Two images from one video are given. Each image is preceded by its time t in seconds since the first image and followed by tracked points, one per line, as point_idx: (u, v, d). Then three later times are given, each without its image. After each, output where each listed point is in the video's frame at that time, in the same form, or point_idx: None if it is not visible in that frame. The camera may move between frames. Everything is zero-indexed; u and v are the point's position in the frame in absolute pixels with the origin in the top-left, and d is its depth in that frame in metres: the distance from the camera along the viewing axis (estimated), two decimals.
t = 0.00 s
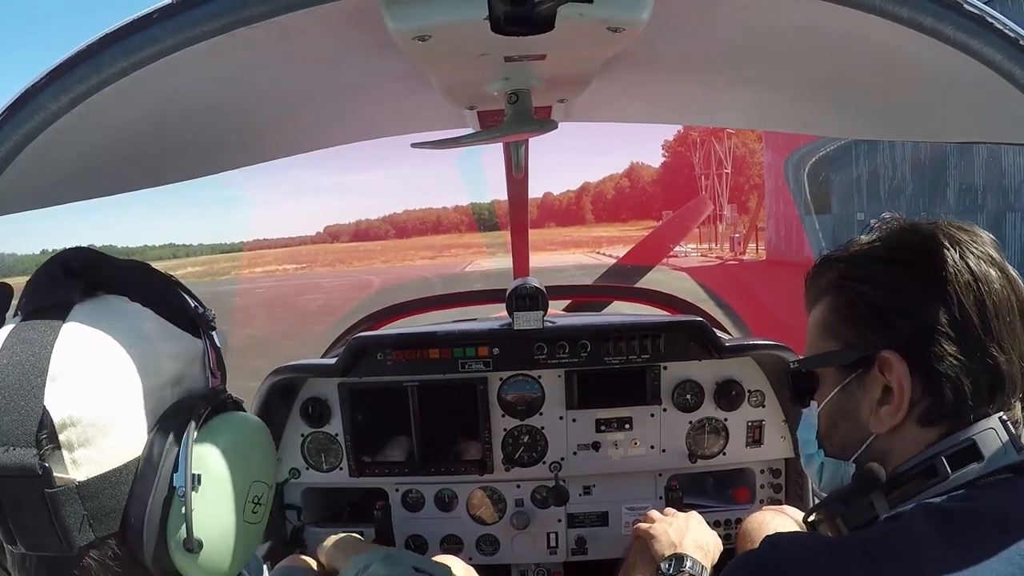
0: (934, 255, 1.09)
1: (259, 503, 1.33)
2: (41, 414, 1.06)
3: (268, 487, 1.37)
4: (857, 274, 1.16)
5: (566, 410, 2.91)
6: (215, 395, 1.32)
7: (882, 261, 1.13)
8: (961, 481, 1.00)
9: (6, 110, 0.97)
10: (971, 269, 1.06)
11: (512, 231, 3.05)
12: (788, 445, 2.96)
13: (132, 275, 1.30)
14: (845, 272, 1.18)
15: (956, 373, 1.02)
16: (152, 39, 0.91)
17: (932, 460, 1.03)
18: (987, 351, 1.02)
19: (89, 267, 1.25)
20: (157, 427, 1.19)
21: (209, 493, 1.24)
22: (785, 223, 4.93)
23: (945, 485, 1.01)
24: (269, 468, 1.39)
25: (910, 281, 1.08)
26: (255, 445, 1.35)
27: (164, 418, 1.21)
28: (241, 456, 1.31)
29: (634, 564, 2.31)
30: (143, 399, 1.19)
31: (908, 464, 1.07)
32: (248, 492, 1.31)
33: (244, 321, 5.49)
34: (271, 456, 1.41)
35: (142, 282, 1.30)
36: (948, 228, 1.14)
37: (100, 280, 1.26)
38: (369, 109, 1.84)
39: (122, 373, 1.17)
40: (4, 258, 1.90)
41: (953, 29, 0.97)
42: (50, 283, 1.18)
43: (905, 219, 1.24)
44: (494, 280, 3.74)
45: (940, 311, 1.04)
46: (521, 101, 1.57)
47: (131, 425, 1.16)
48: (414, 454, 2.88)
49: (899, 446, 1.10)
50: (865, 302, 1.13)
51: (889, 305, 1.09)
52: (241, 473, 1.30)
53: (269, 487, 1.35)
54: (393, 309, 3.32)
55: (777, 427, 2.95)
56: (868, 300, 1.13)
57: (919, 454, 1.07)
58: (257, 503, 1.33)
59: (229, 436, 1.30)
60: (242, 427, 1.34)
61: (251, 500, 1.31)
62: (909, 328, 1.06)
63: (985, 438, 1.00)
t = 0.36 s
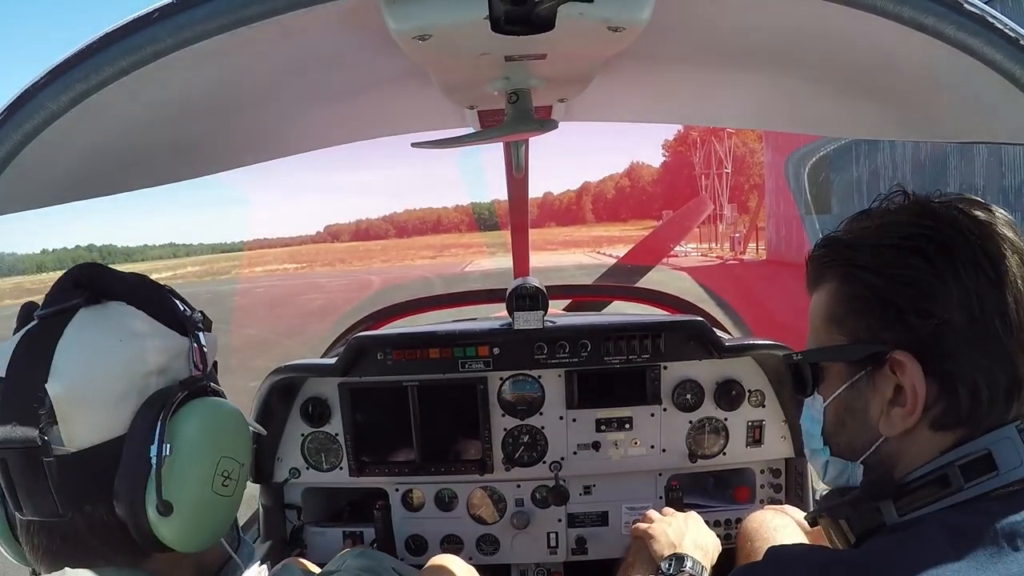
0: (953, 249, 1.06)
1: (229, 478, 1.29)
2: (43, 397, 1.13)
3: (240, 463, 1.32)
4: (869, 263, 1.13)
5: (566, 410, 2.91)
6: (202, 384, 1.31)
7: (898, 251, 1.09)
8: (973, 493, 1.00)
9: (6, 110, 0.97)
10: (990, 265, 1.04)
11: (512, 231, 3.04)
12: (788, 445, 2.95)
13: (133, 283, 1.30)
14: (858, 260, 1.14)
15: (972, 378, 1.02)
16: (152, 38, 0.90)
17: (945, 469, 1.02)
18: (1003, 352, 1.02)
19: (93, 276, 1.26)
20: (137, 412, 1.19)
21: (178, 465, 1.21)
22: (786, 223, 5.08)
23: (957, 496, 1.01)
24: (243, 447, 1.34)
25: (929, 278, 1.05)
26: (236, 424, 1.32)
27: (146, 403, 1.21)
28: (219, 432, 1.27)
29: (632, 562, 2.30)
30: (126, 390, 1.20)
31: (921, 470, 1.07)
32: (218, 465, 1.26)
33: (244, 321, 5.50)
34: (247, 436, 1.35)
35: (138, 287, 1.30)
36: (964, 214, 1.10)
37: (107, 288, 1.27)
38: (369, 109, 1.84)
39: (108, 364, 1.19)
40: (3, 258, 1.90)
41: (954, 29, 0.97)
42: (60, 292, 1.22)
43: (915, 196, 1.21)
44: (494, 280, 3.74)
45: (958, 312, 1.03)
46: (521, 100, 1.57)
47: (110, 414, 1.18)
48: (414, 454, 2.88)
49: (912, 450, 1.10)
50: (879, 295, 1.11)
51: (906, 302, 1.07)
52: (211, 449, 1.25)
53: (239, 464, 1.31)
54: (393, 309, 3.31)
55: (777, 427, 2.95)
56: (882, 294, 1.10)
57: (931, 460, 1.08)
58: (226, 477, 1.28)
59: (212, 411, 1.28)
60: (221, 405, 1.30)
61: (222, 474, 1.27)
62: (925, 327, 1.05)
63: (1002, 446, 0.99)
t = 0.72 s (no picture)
0: (945, 249, 1.06)
1: (245, 496, 1.11)
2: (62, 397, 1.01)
3: (257, 481, 1.14)
4: (863, 264, 1.13)
5: (566, 410, 2.91)
6: (227, 396, 1.14)
7: (892, 252, 1.10)
8: (969, 492, 1.00)
9: (6, 110, 0.97)
10: (983, 264, 1.04)
11: (513, 231, 3.04)
12: (788, 445, 2.95)
13: (168, 283, 1.15)
14: (851, 261, 1.14)
15: (966, 378, 1.02)
16: (152, 38, 0.90)
17: (940, 468, 1.02)
18: (995, 352, 1.03)
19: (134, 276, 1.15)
20: (155, 420, 1.04)
21: (188, 480, 1.05)
22: (786, 224, 5.08)
23: (953, 495, 1.00)
24: (263, 462, 1.15)
25: (923, 278, 1.05)
26: (257, 437, 1.14)
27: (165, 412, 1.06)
28: (235, 444, 1.10)
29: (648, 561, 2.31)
30: (144, 397, 1.05)
31: (916, 469, 1.07)
32: (231, 482, 1.09)
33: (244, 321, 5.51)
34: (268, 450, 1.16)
35: (173, 288, 1.15)
36: (956, 213, 1.11)
37: (142, 288, 1.13)
38: (369, 109, 1.84)
39: (126, 367, 1.05)
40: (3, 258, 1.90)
41: (954, 29, 0.97)
42: (100, 294, 1.11)
43: (907, 196, 1.21)
44: (494, 280, 3.74)
45: (952, 311, 1.03)
46: (521, 101, 1.57)
47: (126, 421, 1.03)
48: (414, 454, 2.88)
49: (908, 451, 1.10)
50: (873, 296, 1.11)
51: (900, 302, 1.07)
52: (225, 462, 1.08)
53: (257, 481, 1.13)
54: (393, 309, 3.32)
55: (777, 427, 2.95)
56: (875, 295, 1.10)
57: (927, 459, 1.07)
58: (240, 496, 1.10)
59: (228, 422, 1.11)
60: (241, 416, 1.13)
61: (237, 492, 1.09)
62: (919, 328, 1.05)
63: (997, 444, 0.99)
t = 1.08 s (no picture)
0: (949, 248, 1.06)
1: (256, 501, 1.10)
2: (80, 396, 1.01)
3: (269, 486, 1.13)
4: (866, 263, 1.12)
5: (566, 410, 2.91)
6: (243, 402, 1.13)
7: (895, 250, 1.09)
8: (973, 493, 0.99)
9: (6, 109, 0.97)
10: (986, 262, 1.04)
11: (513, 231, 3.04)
12: (788, 445, 2.95)
13: (189, 287, 1.15)
14: (854, 260, 1.14)
15: (970, 377, 1.02)
16: (152, 37, 0.90)
17: (944, 470, 1.02)
18: (999, 351, 1.03)
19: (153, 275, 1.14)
20: (171, 423, 1.04)
21: (202, 482, 1.04)
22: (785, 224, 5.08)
23: (957, 496, 1.00)
24: (275, 468, 1.14)
25: (926, 277, 1.05)
26: (272, 443, 1.14)
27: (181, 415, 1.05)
28: (247, 448, 1.09)
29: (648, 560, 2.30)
30: (162, 399, 1.05)
31: (920, 471, 1.06)
32: (243, 486, 1.08)
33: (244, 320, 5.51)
34: (280, 457, 1.15)
35: (194, 292, 1.15)
36: (958, 212, 1.11)
37: (164, 290, 1.13)
38: (369, 109, 1.84)
39: (146, 369, 1.04)
40: (2, 257, 1.90)
41: (955, 29, 0.97)
42: (123, 294, 1.11)
43: (908, 195, 1.21)
44: (493, 280, 3.74)
45: (956, 310, 1.03)
46: (522, 100, 1.57)
47: (144, 423, 1.03)
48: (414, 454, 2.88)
49: (912, 451, 1.09)
50: (877, 295, 1.10)
51: (904, 301, 1.06)
52: (238, 465, 1.07)
53: (268, 486, 1.12)
54: (393, 308, 3.31)
55: (777, 426, 2.94)
56: (879, 295, 1.10)
57: (931, 460, 1.07)
58: (252, 500, 1.09)
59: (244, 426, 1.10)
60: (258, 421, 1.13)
61: (248, 496, 1.08)
62: (923, 327, 1.04)
63: (1000, 446, 0.98)
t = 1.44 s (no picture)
0: (946, 248, 1.06)
1: (248, 510, 1.10)
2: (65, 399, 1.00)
3: (261, 495, 1.13)
4: (863, 264, 1.12)
5: (566, 410, 2.91)
6: (235, 404, 1.13)
7: (893, 251, 1.09)
8: (973, 494, 1.00)
9: (6, 109, 0.97)
10: (983, 263, 1.04)
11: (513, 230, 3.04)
12: (788, 445, 2.95)
13: (183, 283, 1.15)
14: (851, 261, 1.14)
15: (969, 378, 1.02)
16: (152, 37, 0.90)
17: (945, 471, 1.02)
18: (998, 351, 1.03)
19: (144, 268, 1.13)
20: (161, 428, 1.04)
21: (193, 492, 1.04)
22: (785, 223, 5.09)
23: (957, 498, 1.00)
24: (267, 477, 1.14)
25: (924, 278, 1.05)
26: (264, 451, 1.13)
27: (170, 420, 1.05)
28: (238, 458, 1.09)
29: (647, 560, 2.30)
30: (152, 403, 1.05)
31: (920, 473, 1.07)
32: (234, 496, 1.08)
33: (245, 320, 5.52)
34: (272, 465, 1.15)
35: (187, 290, 1.14)
36: (955, 212, 1.11)
37: (154, 285, 1.12)
38: (369, 108, 1.83)
39: (134, 371, 1.04)
40: (3, 257, 1.90)
41: (955, 29, 0.96)
42: (114, 290, 1.11)
43: (905, 195, 1.21)
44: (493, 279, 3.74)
45: (955, 310, 1.03)
46: (521, 100, 1.57)
47: (133, 428, 1.03)
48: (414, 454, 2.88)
49: (911, 452, 1.10)
50: (874, 296, 1.10)
51: (901, 302, 1.06)
52: (229, 475, 1.07)
53: (260, 495, 1.12)
54: (393, 308, 3.32)
55: (777, 426, 2.95)
56: (876, 296, 1.10)
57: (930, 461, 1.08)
58: (244, 509, 1.09)
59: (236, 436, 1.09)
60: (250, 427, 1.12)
61: (239, 506, 1.08)
62: (922, 328, 1.04)
63: (999, 447, 0.99)
